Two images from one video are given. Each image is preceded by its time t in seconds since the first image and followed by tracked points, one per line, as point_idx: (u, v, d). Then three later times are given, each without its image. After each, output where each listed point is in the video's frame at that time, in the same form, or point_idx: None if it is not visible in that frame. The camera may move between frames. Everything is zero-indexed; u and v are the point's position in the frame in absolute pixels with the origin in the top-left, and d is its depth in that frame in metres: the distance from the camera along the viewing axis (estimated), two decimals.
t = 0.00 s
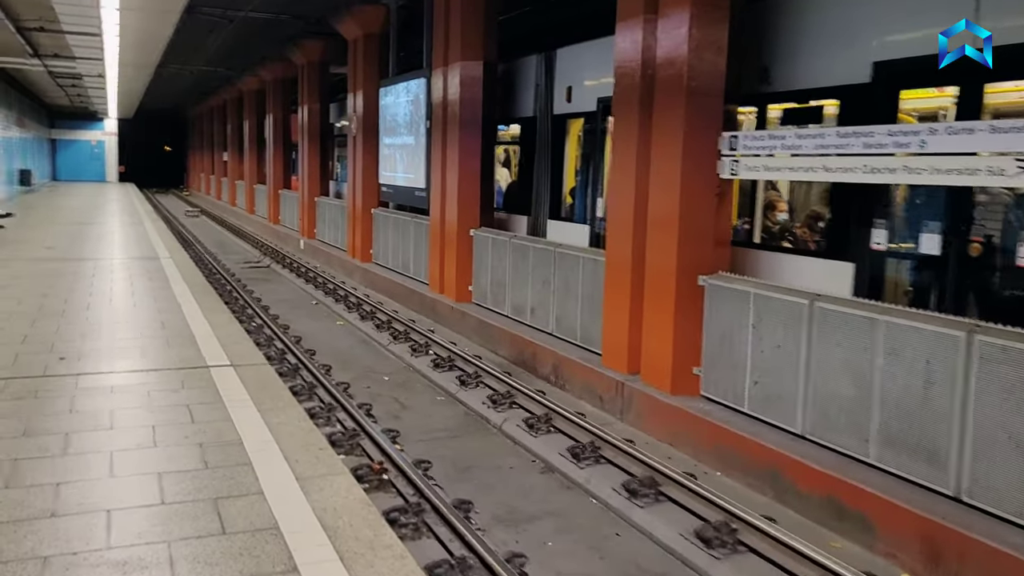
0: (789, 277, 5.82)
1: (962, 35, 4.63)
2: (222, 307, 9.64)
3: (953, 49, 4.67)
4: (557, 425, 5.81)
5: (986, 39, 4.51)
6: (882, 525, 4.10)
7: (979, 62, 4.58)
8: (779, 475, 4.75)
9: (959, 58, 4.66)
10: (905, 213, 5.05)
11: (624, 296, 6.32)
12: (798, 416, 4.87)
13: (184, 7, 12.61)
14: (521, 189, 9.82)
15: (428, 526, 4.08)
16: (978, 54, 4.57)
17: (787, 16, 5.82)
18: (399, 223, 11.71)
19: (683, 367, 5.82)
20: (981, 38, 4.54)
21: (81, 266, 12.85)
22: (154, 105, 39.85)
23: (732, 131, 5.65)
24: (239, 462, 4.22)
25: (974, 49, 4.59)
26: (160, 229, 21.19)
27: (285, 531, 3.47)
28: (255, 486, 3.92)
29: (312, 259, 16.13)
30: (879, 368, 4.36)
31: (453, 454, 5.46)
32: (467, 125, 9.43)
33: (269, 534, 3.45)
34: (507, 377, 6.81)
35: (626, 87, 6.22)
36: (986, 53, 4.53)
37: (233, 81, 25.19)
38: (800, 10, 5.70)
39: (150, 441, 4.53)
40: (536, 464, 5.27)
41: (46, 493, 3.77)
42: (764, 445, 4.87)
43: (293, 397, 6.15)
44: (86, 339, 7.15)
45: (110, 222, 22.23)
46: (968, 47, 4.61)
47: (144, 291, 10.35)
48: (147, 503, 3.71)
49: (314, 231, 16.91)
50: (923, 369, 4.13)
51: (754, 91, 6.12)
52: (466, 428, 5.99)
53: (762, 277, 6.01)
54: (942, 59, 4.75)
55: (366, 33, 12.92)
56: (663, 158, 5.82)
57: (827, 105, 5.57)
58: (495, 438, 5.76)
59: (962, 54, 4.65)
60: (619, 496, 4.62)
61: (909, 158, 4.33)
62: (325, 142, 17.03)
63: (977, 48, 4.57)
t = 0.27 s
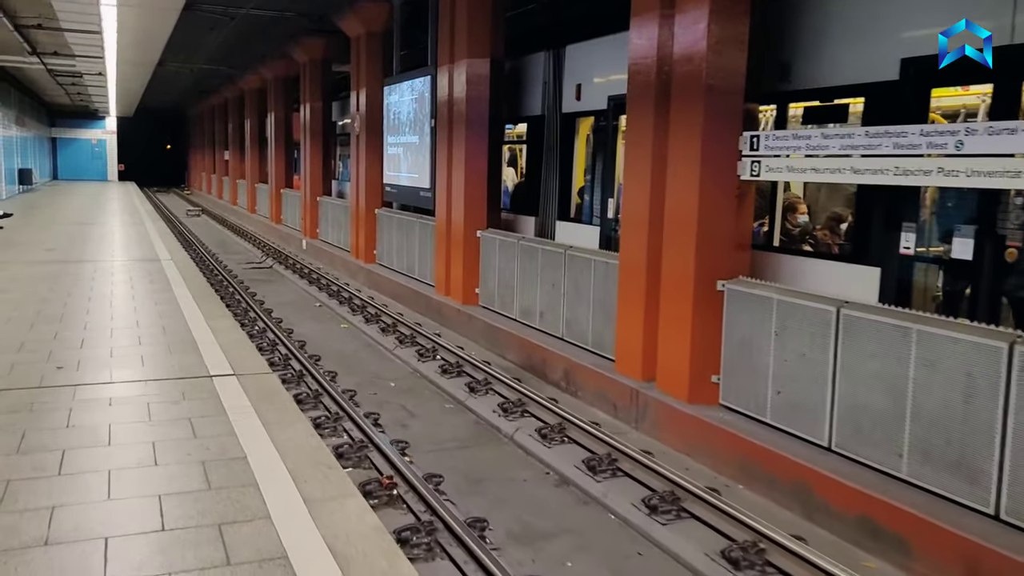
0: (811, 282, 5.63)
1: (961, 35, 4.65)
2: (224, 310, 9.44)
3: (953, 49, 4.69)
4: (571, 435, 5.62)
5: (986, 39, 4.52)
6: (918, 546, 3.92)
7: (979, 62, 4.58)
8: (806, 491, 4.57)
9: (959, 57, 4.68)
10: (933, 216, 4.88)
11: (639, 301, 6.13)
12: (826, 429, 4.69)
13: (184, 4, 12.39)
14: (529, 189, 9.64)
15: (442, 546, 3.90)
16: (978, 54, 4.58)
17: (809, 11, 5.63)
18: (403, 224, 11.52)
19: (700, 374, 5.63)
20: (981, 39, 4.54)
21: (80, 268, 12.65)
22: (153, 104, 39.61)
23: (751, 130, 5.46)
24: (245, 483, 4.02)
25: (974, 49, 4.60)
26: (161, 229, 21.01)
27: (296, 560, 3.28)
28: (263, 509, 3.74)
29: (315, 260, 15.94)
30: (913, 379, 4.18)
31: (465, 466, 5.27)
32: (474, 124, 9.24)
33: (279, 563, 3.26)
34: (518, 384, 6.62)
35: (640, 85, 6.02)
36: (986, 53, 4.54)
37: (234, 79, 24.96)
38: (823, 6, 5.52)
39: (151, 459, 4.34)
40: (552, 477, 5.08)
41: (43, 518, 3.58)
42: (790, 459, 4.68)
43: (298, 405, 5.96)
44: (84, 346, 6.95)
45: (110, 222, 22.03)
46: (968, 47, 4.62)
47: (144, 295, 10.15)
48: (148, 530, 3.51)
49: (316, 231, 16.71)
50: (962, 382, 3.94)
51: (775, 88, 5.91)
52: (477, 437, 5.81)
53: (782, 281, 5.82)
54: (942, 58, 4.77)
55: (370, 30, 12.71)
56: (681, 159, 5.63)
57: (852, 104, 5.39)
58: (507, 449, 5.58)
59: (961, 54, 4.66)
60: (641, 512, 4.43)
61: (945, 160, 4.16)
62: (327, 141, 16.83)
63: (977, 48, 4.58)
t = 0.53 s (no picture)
0: (835, 287, 5.47)
1: (961, 35, 4.68)
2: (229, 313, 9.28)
3: (953, 49, 4.72)
4: (587, 444, 5.46)
5: (985, 40, 4.56)
6: (956, 565, 3.75)
7: (979, 62, 4.62)
8: (835, 505, 4.40)
9: (959, 58, 4.71)
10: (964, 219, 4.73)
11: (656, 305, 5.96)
12: (854, 440, 4.52)
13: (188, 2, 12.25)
14: (539, 191, 9.48)
15: (459, 564, 3.73)
16: (978, 54, 4.61)
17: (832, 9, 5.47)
18: (410, 224, 11.37)
19: (721, 381, 5.46)
20: (981, 39, 4.58)
21: (82, 269, 12.51)
22: (157, 103, 39.51)
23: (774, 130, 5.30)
24: (254, 499, 3.86)
25: (974, 49, 4.63)
26: (164, 229, 20.88)
27: None
28: (273, 528, 3.58)
29: (320, 261, 15.79)
30: (948, 391, 4.01)
31: (479, 476, 5.12)
32: (483, 124, 9.08)
33: None
34: (531, 391, 6.46)
35: (658, 83, 5.86)
36: (986, 54, 4.58)
37: (238, 78, 24.83)
38: (847, 4, 5.36)
39: (155, 472, 4.18)
40: (569, 488, 4.92)
41: (41, 538, 3.42)
42: (817, 471, 4.51)
43: (306, 412, 5.81)
44: (86, 351, 6.79)
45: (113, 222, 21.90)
46: (968, 47, 4.65)
47: (148, 297, 10.00)
48: (152, 552, 3.36)
49: (321, 232, 16.56)
50: (1002, 393, 3.77)
51: (796, 88, 5.74)
52: (491, 446, 5.65)
53: (805, 286, 5.66)
54: (942, 59, 4.80)
55: (376, 29, 12.56)
56: (701, 159, 5.46)
57: (877, 104, 5.23)
58: (522, 458, 5.42)
59: (961, 54, 4.69)
60: (664, 528, 4.27)
61: (984, 162, 4.01)
62: (332, 141, 16.68)
63: (977, 48, 4.61)
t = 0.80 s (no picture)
0: (859, 289, 5.32)
1: (962, 34, 4.71)
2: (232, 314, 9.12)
3: (953, 49, 4.74)
4: (605, 450, 5.31)
5: (986, 40, 4.59)
6: None
7: (979, 61, 4.64)
8: (865, 515, 4.25)
9: (958, 57, 4.73)
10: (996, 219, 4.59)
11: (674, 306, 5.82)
12: (884, 447, 4.37)
13: None
14: (548, 189, 9.34)
15: None
16: (978, 53, 4.64)
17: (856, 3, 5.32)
18: (416, 224, 11.21)
19: (742, 386, 5.31)
20: (981, 39, 4.61)
21: (82, 269, 12.35)
22: (157, 101, 39.32)
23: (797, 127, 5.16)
24: (266, 516, 3.71)
25: (974, 49, 4.65)
26: (165, 228, 20.72)
27: None
28: (287, 548, 3.43)
29: (322, 260, 15.63)
30: (985, 399, 3.86)
31: (494, 484, 4.97)
32: (492, 121, 8.93)
33: None
34: (544, 395, 6.31)
35: (676, 79, 5.72)
36: (986, 53, 4.61)
37: (239, 76, 24.64)
38: None
39: (159, 486, 4.03)
40: (588, 498, 4.77)
41: (40, 559, 3.28)
42: (846, 480, 4.36)
43: (315, 417, 5.66)
44: (86, 356, 6.64)
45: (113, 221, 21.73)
46: (968, 47, 4.67)
47: (149, 298, 9.84)
48: (158, 574, 3.20)
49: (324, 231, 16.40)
50: None
51: (818, 85, 5.59)
52: (504, 452, 5.51)
53: (828, 288, 5.51)
54: (941, 58, 4.82)
55: (381, 24, 12.39)
56: (721, 155, 5.31)
57: (905, 100, 5.09)
58: (537, 465, 5.27)
59: (961, 54, 4.72)
60: (689, 540, 4.12)
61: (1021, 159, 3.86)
62: (335, 139, 16.52)
63: (977, 48, 4.64)
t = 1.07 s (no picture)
0: (885, 297, 5.15)
1: (962, 35, 4.71)
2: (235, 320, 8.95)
3: (953, 49, 4.76)
4: (622, 463, 5.15)
5: (985, 40, 4.59)
6: None
7: (979, 62, 4.64)
8: (896, 534, 4.07)
9: (958, 58, 4.74)
10: None
11: (691, 314, 5.66)
12: (915, 463, 4.19)
13: None
14: (557, 192, 9.18)
15: None
16: (978, 54, 4.64)
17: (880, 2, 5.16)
18: (421, 227, 11.04)
19: (764, 397, 5.14)
20: (981, 39, 4.61)
21: (82, 273, 12.18)
22: (157, 102, 39.15)
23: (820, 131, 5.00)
24: (276, 543, 3.54)
25: (974, 49, 4.66)
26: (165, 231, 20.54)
27: None
28: None
29: (325, 263, 15.46)
30: None
31: (507, 499, 4.79)
32: (499, 122, 8.76)
33: None
34: (556, 405, 6.14)
35: (692, 81, 5.57)
36: (986, 53, 4.60)
37: (240, 77, 24.48)
38: None
39: (162, 510, 3.86)
40: (606, 514, 4.60)
41: None
42: (876, 497, 4.18)
43: (322, 429, 5.49)
44: (86, 366, 6.47)
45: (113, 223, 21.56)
46: (968, 47, 4.68)
47: (150, 304, 9.67)
48: None
49: (326, 233, 16.21)
50: None
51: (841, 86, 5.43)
52: (517, 465, 5.34)
53: (851, 296, 5.34)
54: (942, 59, 4.83)
55: (385, 25, 12.24)
56: (741, 159, 5.15)
57: (934, 101, 4.93)
58: (551, 479, 5.10)
59: (961, 54, 4.73)
60: (714, 561, 3.95)
61: None
62: (338, 140, 16.35)
63: (977, 48, 4.64)
